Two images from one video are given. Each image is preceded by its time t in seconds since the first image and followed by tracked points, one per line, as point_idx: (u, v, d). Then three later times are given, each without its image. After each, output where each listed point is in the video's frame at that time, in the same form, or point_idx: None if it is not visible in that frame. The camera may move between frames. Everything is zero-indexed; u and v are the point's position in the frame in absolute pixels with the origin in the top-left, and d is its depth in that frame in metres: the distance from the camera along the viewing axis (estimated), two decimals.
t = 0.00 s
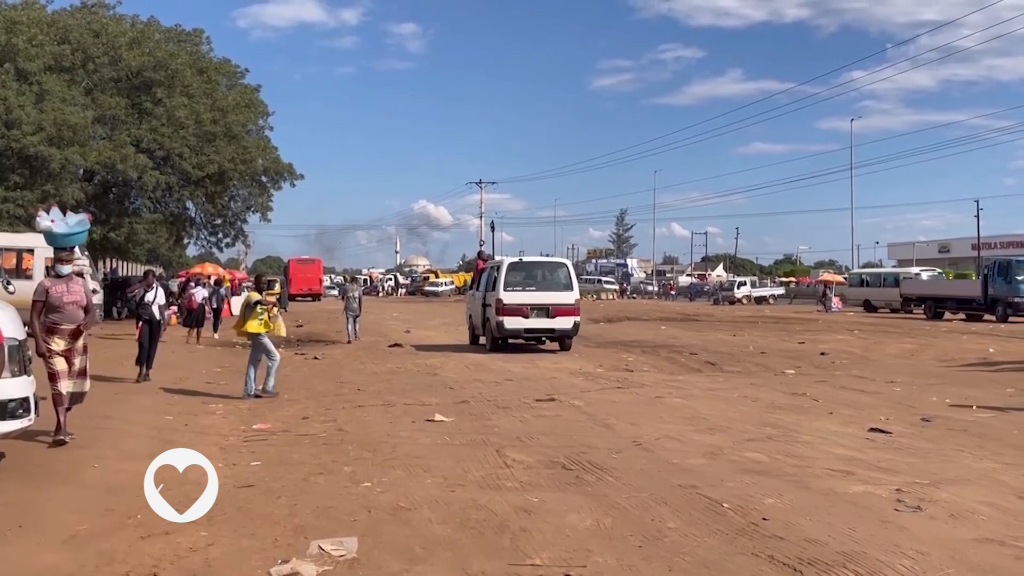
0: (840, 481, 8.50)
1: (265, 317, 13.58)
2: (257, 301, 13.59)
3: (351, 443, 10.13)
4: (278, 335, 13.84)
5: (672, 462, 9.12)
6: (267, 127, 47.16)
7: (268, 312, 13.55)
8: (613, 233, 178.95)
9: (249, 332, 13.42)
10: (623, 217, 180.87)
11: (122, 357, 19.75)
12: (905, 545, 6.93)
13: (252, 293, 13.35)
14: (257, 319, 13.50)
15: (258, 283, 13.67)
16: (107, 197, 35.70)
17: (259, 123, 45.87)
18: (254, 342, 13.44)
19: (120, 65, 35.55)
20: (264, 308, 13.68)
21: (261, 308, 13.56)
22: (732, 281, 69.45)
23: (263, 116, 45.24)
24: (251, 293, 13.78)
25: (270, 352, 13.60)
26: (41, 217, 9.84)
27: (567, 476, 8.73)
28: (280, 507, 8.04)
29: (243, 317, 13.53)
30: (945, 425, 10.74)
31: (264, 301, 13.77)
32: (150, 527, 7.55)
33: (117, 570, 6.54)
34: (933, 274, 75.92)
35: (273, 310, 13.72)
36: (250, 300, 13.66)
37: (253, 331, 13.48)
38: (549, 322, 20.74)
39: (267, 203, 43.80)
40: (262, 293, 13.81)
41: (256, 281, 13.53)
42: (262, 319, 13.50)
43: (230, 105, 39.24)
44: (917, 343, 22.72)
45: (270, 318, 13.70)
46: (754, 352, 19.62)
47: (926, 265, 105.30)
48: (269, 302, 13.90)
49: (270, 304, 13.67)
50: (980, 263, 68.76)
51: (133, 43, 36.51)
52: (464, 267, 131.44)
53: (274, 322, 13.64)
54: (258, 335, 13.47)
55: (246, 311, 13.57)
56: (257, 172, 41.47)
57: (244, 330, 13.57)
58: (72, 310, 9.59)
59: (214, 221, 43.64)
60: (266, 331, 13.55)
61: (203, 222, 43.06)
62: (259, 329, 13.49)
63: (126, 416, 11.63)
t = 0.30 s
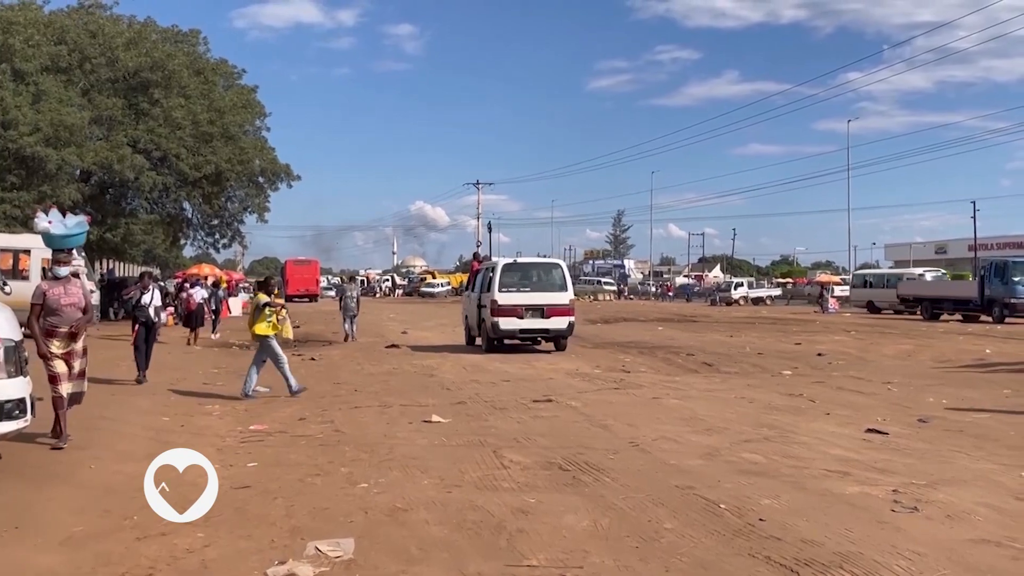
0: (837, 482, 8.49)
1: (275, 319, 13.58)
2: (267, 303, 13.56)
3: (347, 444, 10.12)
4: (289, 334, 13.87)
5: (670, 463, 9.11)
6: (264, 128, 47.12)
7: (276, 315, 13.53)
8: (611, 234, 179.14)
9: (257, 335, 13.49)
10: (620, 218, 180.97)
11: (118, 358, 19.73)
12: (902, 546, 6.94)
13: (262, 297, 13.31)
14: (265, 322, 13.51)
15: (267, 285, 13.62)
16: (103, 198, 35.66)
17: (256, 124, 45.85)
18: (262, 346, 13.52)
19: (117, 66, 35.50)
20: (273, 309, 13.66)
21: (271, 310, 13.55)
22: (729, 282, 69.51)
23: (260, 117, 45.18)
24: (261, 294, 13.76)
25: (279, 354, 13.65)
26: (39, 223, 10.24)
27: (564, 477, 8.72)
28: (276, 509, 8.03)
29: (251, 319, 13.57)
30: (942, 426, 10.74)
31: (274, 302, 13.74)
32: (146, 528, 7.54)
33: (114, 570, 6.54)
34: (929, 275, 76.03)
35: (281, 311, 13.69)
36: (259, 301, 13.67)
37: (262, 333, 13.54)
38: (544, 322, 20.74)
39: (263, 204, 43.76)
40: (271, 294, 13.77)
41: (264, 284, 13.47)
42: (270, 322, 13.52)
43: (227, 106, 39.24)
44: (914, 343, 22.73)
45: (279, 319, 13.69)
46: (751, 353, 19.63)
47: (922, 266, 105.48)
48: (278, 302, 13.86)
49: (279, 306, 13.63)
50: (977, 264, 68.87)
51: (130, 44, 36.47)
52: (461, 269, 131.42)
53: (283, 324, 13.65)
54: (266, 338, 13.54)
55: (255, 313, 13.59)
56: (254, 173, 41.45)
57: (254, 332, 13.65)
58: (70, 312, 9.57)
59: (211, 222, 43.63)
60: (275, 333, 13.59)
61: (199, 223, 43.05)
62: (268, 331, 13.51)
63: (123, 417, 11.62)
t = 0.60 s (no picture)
0: (831, 482, 8.51)
1: (287, 320, 13.57)
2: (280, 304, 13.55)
3: (342, 444, 10.12)
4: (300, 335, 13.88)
5: (665, 464, 9.13)
6: (259, 128, 47.11)
7: (288, 315, 13.53)
8: (606, 235, 179.25)
9: (270, 336, 13.47)
10: (615, 219, 181.21)
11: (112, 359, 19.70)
12: (895, 547, 6.95)
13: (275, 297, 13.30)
14: (278, 322, 13.50)
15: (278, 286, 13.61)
16: (97, 199, 35.63)
17: (251, 124, 45.84)
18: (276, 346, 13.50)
19: (111, 66, 35.43)
20: (285, 309, 13.66)
21: (285, 312, 13.54)
22: (724, 283, 69.60)
23: (254, 117, 45.19)
24: (273, 295, 13.74)
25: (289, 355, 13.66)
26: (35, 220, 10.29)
27: (559, 478, 8.74)
28: (271, 510, 8.03)
29: (264, 320, 13.55)
30: (935, 427, 10.77)
31: (285, 303, 13.74)
32: (140, 529, 7.52)
33: (109, 571, 6.54)
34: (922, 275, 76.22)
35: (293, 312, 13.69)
36: (271, 302, 13.65)
37: (275, 334, 13.53)
38: (536, 323, 20.75)
39: (258, 205, 43.73)
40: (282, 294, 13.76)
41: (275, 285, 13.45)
42: (283, 322, 13.51)
43: (222, 106, 39.24)
44: (908, 344, 22.77)
45: (291, 319, 13.69)
46: (746, 354, 19.65)
47: (916, 267, 105.71)
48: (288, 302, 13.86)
49: (290, 306, 13.63)
50: (969, 264, 69.04)
51: (124, 44, 36.42)
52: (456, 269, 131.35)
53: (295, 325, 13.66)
54: (279, 338, 13.53)
55: (267, 314, 13.57)
56: (249, 174, 41.44)
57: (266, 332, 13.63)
58: (64, 313, 9.54)
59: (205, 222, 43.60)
60: (287, 333, 13.59)
61: (194, 224, 43.02)
62: (281, 332, 13.53)
63: (117, 418, 11.60)
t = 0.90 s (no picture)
0: (824, 483, 8.52)
1: (292, 319, 13.52)
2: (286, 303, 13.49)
3: (335, 446, 10.10)
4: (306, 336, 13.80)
5: (658, 464, 9.13)
6: (253, 129, 47.04)
7: (294, 315, 13.47)
8: (600, 236, 179.45)
9: (275, 335, 13.41)
10: (609, 220, 181.44)
11: (105, 360, 19.65)
12: (887, 547, 6.97)
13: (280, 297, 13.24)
14: (283, 322, 13.44)
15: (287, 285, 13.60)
16: (91, 199, 35.61)
17: (244, 124, 45.77)
18: (280, 345, 13.42)
19: (105, 66, 35.34)
20: (292, 309, 13.62)
21: (290, 311, 13.48)
22: (717, 284, 69.67)
23: (248, 118, 45.13)
24: (280, 294, 13.71)
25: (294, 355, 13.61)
26: (31, 221, 10.10)
27: (552, 479, 8.73)
28: (264, 510, 8.02)
29: (270, 319, 13.51)
30: (927, 427, 10.80)
31: (293, 302, 13.70)
32: (133, 531, 7.51)
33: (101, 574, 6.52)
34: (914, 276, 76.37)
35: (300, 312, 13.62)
36: (279, 301, 13.62)
37: (280, 333, 13.46)
38: (528, 323, 20.76)
39: (252, 205, 43.68)
40: (289, 294, 13.73)
41: (283, 284, 13.43)
42: (288, 321, 13.45)
43: (215, 107, 39.21)
44: (900, 345, 22.83)
45: (298, 320, 13.63)
46: (739, 355, 19.66)
47: (909, 268, 105.93)
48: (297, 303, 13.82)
49: (297, 306, 13.58)
50: (962, 265, 69.21)
51: (118, 45, 36.34)
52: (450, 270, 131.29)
53: (300, 325, 13.60)
54: (284, 337, 13.46)
55: (274, 313, 13.54)
56: (242, 175, 41.38)
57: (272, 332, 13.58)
58: (57, 314, 9.50)
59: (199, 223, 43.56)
60: (292, 333, 13.52)
61: (187, 224, 42.97)
62: (286, 331, 13.48)
63: (109, 419, 11.56)
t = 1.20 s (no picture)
0: (813, 483, 8.55)
1: (296, 320, 13.51)
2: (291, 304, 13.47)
3: (325, 447, 10.08)
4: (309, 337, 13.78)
5: (648, 465, 9.15)
6: (242, 129, 46.94)
7: (298, 315, 13.46)
8: (591, 236, 179.57)
9: (278, 335, 13.40)
10: (600, 220, 181.61)
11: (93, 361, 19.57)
12: (876, 547, 7.00)
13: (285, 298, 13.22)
14: (287, 322, 13.42)
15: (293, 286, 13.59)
16: (79, 200, 35.49)
17: (234, 125, 45.67)
18: (282, 345, 13.41)
19: (93, 66, 35.22)
20: (297, 309, 13.60)
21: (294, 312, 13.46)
22: (707, 284, 69.75)
23: (237, 118, 45.04)
24: (286, 294, 13.70)
25: (296, 355, 13.61)
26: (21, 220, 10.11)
27: (542, 480, 8.73)
28: (253, 512, 8.01)
29: (274, 318, 13.50)
30: (916, 427, 10.84)
31: (299, 303, 13.68)
32: (122, 532, 7.49)
33: None
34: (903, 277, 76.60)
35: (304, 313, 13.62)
36: (284, 301, 13.61)
37: (283, 333, 13.45)
38: (516, 323, 20.76)
39: (241, 206, 43.58)
40: (294, 295, 13.71)
41: (288, 284, 13.41)
42: (292, 322, 13.44)
43: (204, 107, 39.11)
44: (890, 345, 22.90)
45: (302, 320, 13.61)
46: (728, 356, 19.69)
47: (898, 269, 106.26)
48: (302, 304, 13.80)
49: (302, 307, 13.57)
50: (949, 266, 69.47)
51: (106, 45, 36.22)
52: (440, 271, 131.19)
53: (304, 326, 13.60)
54: (286, 337, 13.44)
55: (278, 313, 13.53)
56: (232, 175, 41.28)
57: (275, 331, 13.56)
58: (44, 316, 9.45)
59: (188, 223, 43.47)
60: (295, 335, 13.51)
61: (176, 225, 42.87)
62: (288, 332, 13.47)
63: (98, 421, 11.51)
